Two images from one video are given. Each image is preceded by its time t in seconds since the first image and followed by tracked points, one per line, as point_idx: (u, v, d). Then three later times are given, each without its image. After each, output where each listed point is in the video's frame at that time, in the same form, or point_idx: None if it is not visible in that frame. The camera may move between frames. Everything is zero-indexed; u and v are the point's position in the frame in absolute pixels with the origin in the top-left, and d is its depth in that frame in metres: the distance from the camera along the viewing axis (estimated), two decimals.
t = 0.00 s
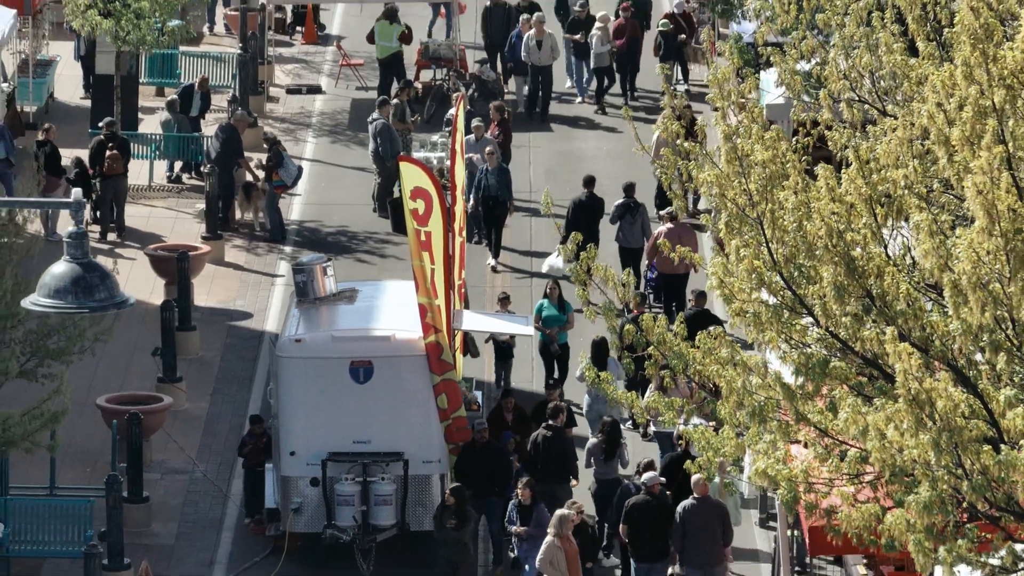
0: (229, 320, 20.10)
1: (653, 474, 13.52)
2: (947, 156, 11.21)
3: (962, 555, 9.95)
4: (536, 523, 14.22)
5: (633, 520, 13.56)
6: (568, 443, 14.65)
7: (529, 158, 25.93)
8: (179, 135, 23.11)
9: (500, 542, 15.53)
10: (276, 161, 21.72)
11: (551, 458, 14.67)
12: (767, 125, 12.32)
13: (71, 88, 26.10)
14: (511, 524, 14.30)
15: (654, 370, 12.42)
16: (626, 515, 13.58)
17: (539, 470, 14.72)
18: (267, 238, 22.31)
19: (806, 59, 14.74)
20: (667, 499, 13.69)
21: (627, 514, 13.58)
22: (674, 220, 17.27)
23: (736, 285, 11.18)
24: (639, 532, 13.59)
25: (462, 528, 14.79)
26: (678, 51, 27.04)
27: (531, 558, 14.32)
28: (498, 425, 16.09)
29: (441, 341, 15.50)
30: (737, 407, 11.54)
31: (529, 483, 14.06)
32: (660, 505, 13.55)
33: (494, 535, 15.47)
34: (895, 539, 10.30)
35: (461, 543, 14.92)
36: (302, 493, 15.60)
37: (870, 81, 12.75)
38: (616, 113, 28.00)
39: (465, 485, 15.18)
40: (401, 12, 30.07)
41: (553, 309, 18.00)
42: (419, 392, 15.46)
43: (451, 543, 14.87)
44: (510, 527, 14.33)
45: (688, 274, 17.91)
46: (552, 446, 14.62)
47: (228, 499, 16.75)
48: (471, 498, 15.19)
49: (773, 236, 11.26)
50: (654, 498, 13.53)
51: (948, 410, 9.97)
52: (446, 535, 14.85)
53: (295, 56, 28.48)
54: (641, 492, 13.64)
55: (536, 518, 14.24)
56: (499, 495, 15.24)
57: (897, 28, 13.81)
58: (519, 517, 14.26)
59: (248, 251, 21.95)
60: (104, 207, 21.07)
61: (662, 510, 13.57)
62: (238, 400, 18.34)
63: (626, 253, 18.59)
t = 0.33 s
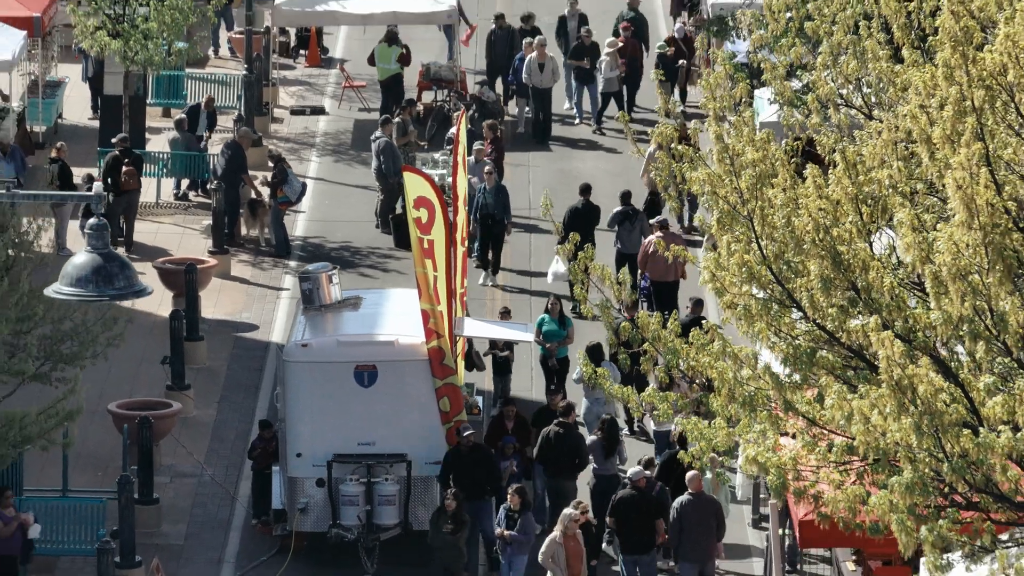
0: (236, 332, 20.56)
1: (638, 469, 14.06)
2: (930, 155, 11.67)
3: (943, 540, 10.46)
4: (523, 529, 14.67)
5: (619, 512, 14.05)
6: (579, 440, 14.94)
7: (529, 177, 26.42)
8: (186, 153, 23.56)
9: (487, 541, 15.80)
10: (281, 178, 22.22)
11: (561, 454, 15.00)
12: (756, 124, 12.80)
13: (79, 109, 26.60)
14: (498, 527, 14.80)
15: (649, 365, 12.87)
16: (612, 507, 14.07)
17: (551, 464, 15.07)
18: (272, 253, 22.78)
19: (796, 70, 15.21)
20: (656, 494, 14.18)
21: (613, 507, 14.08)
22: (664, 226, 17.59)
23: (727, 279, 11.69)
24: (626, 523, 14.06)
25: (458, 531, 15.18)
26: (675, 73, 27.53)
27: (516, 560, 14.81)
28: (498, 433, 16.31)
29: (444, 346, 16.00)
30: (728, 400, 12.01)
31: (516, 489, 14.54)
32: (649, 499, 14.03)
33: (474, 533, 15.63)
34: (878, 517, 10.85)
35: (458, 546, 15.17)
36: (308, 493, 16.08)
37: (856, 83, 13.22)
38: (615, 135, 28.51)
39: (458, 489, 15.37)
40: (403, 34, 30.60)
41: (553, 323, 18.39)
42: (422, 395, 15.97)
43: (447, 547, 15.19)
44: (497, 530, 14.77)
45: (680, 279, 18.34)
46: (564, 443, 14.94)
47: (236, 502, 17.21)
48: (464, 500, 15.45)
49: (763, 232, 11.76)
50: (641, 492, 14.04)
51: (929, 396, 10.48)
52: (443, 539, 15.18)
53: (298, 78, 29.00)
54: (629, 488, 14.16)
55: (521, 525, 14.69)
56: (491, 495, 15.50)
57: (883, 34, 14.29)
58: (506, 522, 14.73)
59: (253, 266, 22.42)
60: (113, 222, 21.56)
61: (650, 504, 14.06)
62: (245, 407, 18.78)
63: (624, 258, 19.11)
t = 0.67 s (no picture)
0: (239, 341, 20.97)
1: (630, 466, 14.47)
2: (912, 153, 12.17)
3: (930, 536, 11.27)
4: (512, 533, 15.05)
5: (614, 508, 14.44)
6: (583, 441, 15.37)
7: (527, 194, 26.86)
8: (190, 169, 23.98)
9: (479, 545, 16.11)
10: (283, 192, 22.65)
11: (564, 455, 15.43)
12: (745, 126, 13.24)
13: (85, 126, 27.07)
14: (487, 532, 15.15)
15: (642, 362, 13.29)
16: (607, 504, 14.47)
17: (555, 464, 15.48)
18: (275, 266, 23.19)
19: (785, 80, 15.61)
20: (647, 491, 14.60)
21: (608, 504, 14.47)
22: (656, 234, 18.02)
23: (717, 274, 12.14)
24: (621, 520, 14.43)
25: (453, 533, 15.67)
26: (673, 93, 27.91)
27: (506, 562, 15.18)
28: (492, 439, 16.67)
29: (443, 350, 16.43)
30: (719, 395, 12.43)
31: (505, 495, 14.94)
32: (642, 495, 14.45)
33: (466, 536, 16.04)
34: (862, 503, 11.28)
35: (451, 548, 15.69)
36: (310, 494, 16.49)
37: (843, 87, 13.66)
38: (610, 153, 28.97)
39: (453, 492, 15.77)
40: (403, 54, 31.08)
41: (554, 334, 18.75)
42: (423, 398, 16.39)
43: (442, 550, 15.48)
44: (486, 534, 15.13)
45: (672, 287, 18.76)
46: (567, 444, 15.36)
47: (240, 504, 17.59)
48: (458, 502, 15.85)
49: (751, 229, 12.19)
50: (633, 489, 14.46)
51: (911, 384, 10.90)
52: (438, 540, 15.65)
53: (300, 97, 29.48)
54: (619, 485, 14.58)
55: (511, 529, 15.06)
56: (483, 498, 15.92)
57: (868, 41, 14.76)
58: (496, 527, 15.08)
59: (256, 278, 22.85)
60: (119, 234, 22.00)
61: (642, 500, 14.47)
62: (249, 414, 19.19)
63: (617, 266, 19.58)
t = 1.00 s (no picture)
0: (243, 354, 21.36)
1: (623, 466, 14.91)
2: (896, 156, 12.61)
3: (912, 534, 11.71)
4: (500, 540, 15.57)
5: (608, 508, 14.87)
6: (584, 441, 15.82)
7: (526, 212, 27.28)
8: (195, 187, 24.38)
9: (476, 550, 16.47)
10: (286, 209, 23.09)
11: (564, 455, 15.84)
12: (735, 133, 13.67)
13: (91, 146, 27.53)
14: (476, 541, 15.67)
15: (637, 363, 13.68)
16: (601, 504, 14.89)
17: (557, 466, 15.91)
18: (278, 281, 23.59)
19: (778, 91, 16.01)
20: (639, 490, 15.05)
21: (602, 504, 14.90)
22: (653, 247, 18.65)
23: (709, 274, 12.60)
24: (615, 519, 14.85)
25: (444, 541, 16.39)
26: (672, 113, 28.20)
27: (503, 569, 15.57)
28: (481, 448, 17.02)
29: (444, 358, 16.82)
30: (711, 393, 12.83)
31: (492, 505, 15.46)
32: (636, 495, 14.87)
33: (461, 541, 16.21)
34: (847, 494, 11.68)
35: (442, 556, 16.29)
36: (315, 498, 16.92)
37: (832, 97, 14.06)
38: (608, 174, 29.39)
39: (452, 499, 16.26)
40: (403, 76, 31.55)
41: (552, 348, 19.01)
42: (423, 404, 16.80)
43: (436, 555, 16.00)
44: (475, 543, 15.61)
45: (665, 298, 19.21)
46: (569, 445, 15.81)
47: (245, 509, 17.98)
48: (455, 509, 16.34)
49: (742, 231, 12.61)
50: (626, 488, 14.90)
51: (894, 378, 11.33)
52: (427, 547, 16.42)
53: (302, 118, 29.93)
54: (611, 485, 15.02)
55: (499, 535, 15.60)
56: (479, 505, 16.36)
57: (856, 52, 15.19)
58: (483, 534, 15.61)
59: (260, 292, 23.25)
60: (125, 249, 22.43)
61: (634, 499, 14.91)
62: (253, 423, 19.58)
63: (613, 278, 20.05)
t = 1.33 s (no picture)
0: (247, 369, 21.81)
1: (615, 470, 15.40)
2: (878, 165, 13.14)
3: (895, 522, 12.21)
4: (491, 553, 16.11)
5: (600, 511, 15.41)
6: (589, 445, 16.36)
7: (524, 236, 27.79)
8: (199, 209, 24.83)
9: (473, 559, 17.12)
10: (288, 229, 23.58)
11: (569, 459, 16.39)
12: (724, 145, 14.16)
13: (97, 170, 28.03)
14: (467, 553, 16.13)
15: (631, 368, 14.15)
16: (594, 507, 15.43)
17: (563, 469, 16.45)
18: (280, 300, 24.05)
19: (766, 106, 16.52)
20: (631, 493, 15.57)
21: (594, 507, 15.43)
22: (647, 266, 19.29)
23: (698, 278, 13.08)
24: (607, 522, 15.41)
25: (429, 548, 17.06)
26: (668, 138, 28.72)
27: None
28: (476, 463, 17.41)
29: (443, 369, 17.30)
30: (701, 396, 13.30)
31: (483, 520, 15.94)
32: (627, 499, 15.40)
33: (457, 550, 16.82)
34: (831, 488, 12.14)
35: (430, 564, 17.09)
36: (318, 505, 17.36)
37: (818, 110, 14.55)
38: (605, 198, 29.88)
39: (452, 509, 16.83)
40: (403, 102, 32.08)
41: (545, 363, 19.46)
42: (423, 414, 17.28)
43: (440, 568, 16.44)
44: (467, 556, 16.09)
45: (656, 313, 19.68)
46: (575, 450, 16.35)
47: (250, 518, 18.43)
48: (455, 518, 16.87)
49: (730, 237, 13.04)
50: (616, 491, 15.41)
51: (876, 375, 11.83)
52: (416, 555, 17.08)
53: (304, 143, 30.44)
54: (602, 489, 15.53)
55: (491, 548, 16.12)
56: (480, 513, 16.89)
57: (842, 66, 15.70)
58: (475, 547, 16.09)
59: (263, 310, 23.72)
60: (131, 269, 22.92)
61: (625, 503, 15.43)
62: (257, 436, 20.02)
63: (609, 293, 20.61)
